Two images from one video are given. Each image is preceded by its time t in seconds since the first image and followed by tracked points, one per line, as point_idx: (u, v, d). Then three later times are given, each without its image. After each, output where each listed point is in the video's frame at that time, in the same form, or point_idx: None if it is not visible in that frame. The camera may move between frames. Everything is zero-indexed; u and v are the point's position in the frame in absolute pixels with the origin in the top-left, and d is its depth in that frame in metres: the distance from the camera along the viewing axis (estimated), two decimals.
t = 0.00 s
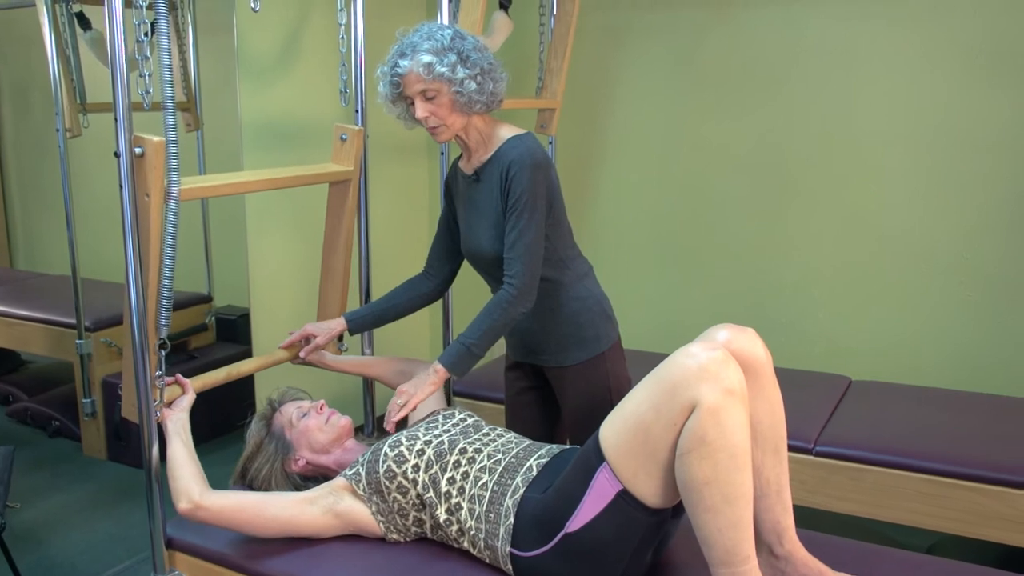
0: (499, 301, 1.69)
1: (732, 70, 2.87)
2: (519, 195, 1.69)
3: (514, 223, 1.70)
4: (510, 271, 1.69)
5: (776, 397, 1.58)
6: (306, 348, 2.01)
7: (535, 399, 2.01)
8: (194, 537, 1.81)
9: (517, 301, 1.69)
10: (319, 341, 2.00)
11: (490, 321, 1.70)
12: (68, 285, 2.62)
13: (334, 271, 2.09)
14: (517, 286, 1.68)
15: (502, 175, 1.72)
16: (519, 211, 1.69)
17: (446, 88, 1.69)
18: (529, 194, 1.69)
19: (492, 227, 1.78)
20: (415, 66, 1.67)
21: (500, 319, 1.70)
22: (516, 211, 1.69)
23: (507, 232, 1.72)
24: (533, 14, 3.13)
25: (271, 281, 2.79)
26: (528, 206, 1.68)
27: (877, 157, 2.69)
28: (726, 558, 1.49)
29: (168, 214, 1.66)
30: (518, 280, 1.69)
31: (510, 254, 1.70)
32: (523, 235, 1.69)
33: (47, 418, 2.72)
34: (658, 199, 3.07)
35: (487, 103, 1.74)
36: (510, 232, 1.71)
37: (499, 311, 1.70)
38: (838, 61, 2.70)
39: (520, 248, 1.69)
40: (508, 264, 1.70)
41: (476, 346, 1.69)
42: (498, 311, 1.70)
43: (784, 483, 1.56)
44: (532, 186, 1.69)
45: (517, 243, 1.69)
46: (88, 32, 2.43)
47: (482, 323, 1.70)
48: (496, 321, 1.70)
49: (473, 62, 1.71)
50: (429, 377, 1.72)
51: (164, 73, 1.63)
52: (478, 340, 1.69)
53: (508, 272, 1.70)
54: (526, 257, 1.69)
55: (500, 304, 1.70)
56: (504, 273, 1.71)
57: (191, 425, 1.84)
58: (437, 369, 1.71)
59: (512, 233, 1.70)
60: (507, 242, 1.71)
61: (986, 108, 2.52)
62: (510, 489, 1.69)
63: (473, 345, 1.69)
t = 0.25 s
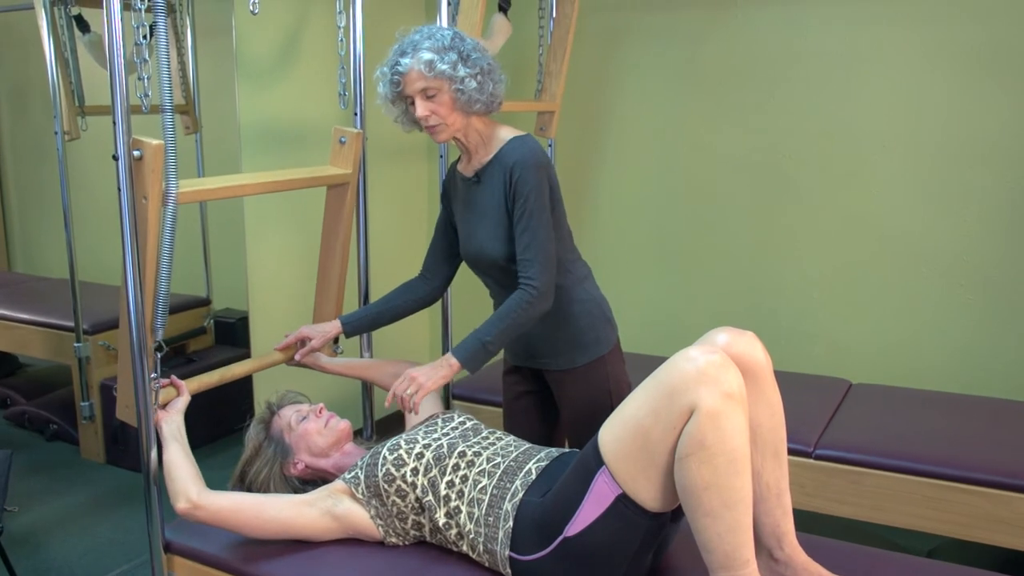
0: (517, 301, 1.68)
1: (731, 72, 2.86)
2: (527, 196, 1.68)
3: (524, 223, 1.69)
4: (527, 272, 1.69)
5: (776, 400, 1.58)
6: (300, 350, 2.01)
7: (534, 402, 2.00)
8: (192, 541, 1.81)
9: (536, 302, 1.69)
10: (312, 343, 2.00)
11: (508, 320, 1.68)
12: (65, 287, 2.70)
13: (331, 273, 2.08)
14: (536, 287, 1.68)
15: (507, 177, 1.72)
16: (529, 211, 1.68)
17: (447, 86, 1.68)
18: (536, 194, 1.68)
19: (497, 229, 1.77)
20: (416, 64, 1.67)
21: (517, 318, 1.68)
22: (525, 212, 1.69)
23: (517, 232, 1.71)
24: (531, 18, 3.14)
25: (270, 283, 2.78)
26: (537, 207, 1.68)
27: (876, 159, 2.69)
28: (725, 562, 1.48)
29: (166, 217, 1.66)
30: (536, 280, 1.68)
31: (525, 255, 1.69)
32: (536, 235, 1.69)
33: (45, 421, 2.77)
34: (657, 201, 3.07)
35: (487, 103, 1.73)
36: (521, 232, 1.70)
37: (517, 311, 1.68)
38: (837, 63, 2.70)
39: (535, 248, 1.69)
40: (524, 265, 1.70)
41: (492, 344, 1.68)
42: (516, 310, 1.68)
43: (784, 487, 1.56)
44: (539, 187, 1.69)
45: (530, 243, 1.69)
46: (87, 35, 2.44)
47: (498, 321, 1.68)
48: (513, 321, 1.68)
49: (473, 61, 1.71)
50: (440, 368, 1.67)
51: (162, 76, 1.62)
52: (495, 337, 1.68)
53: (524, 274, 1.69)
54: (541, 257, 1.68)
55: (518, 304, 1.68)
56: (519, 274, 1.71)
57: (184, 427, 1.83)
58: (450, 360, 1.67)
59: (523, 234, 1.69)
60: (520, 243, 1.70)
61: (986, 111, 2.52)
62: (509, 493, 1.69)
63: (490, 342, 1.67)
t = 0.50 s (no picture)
0: (536, 293, 1.66)
1: (732, 73, 2.86)
2: (539, 193, 1.67)
3: (539, 218, 1.68)
4: (546, 266, 1.67)
5: (777, 403, 1.57)
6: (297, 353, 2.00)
7: (534, 405, 1.99)
8: (189, 545, 1.80)
9: (556, 296, 1.67)
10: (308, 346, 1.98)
11: (526, 312, 1.66)
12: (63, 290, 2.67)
13: (327, 274, 2.08)
14: (557, 280, 1.66)
15: (515, 174, 1.71)
16: (542, 207, 1.67)
17: (456, 76, 1.69)
18: (547, 192, 1.67)
19: (505, 228, 1.75)
20: (425, 55, 1.68)
21: (535, 311, 1.66)
22: (537, 208, 1.67)
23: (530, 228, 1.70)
24: (531, 18, 3.13)
25: (269, 285, 2.77)
26: (549, 204, 1.67)
27: (877, 160, 2.68)
28: (726, 567, 1.47)
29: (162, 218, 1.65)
30: (556, 274, 1.67)
31: (542, 249, 1.68)
32: (551, 232, 1.67)
33: (41, 425, 2.74)
34: (658, 203, 3.06)
35: (494, 98, 1.73)
36: (535, 228, 1.69)
37: (536, 303, 1.66)
38: (838, 64, 2.70)
39: (553, 243, 1.67)
40: (541, 259, 1.68)
41: (507, 334, 1.66)
42: (535, 302, 1.66)
43: (785, 490, 1.55)
44: (549, 185, 1.68)
45: (543, 239, 1.68)
46: (83, 35, 2.43)
47: (516, 311, 1.66)
48: (531, 312, 1.66)
49: (481, 54, 1.74)
50: (450, 350, 1.64)
51: (160, 77, 1.61)
52: (511, 328, 1.66)
53: (542, 268, 1.67)
54: (557, 253, 1.67)
55: (538, 296, 1.66)
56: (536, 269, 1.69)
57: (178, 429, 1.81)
58: (461, 343, 1.65)
59: (538, 229, 1.68)
60: (535, 238, 1.68)
61: (987, 112, 2.51)
62: (509, 497, 1.68)
63: (505, 331, 1.66)
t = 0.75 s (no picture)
0: (532, 296, 1.62)
1: (734, 73, 2.83)
2: (541, 192, 1.64)
3: (538, 219, 1.64)
4: (543, 268, 1.63)
5: (784, 407, 1.54)
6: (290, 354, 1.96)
7: (536, 410, 1.96)
8: (181, 553, 1.76)
9: (552, 299, 1.63)
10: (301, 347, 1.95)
11: (521, 315, 1.62)
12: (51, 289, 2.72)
13: (320, 274, 2.03)
14: (553, 283, 1.63)
15: (517, 174, 1.67)
16: (542, 207, 1.64)
17: (456, 78, 1.65)
18: (550, 191, 1.64)
19: (505, 229, 1.72)
20: (424, 55, 1.64)
21: (530, 314, 1.62)
22: (538, 208, 1.64)
23: (529, 229, 1.66)
24: (530, 16, 3.10)
25: (263, 287, 2.73)
26: (550, 204, 1.64)
27: (880, 160, 2.66)
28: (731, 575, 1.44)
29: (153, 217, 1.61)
30: (553, 277, 1.63)
31: (540, 251, 1.64)
32: (549, 233, 1.64)
33: (30, 429, 2.78)
34: (658, 203, 3.03)
35: (496, 98, 1.69)
36: (534, 229, 1.65)
37: (532, 306, 1.62)
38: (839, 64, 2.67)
39: (551, 244, 1.64)
40: (538, 261, 1.64)
41: (502, 339, 1.62)
42: (531, 305, 1.62)
43: (792, 496, 1.52)
44: (553, 185, 1.65)
45: (544, 239, 1.64)
46: (73, 31, 2.38)
47: (511, 315, 1.62)
48: (526, 316, 1.62)
49: (483, 54, 1.69)
50: (442, 356, 1.61)
51: (151, 74, 1.57)
52: (506, 332, 1.62)
53: (538, 270, 1.64)
54: (555, 253, 1.64)
55: (534, 299, 1.62)
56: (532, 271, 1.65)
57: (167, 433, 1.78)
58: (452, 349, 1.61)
59: (537, 230, 1.64)
60: (533, 239, 1.64)
61: (988, 112, 2.49)
62: (508, 503, 1.64)
63: (499, 335, 1.61)
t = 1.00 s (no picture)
0: (488, 293, 1.58)
1: (734, 73, 2.82)
2: (523, 193, 1.62)
3: (514, 220, 1.62)
4: (505, 267, 1.59)
5: (786, 409, 1.52)
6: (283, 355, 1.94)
7: (539, 411, 1.94)
8: (178, 556, 1.74)
9: (508, 297, 1.59)
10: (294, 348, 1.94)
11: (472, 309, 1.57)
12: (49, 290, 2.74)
13: (317, 274, 2.01)
14: (510, 282, 1.59)
15: (507, 175, 1.66)
16: (522, 208, 1.62)
17: (452, 83, 1.63)
18: (534, 194, 1.62)
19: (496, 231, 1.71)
20: (421, 59, 1.62)
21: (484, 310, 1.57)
22: (519, 209, 1.62)
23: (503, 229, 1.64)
24: (531, 16, 3.08)
25: (262, 289, 2.72)
26: (532, 205, 1.62)
27: (880, 162, 2.65)
28: None
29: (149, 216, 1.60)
30: (511, 276, 1.59)
31: (505, 250, 1.61)
32: (520, 234, 1.61)
33: (25, 432, 2.78)
34: (658, 204, 3.02)
35: (494, 101, 1.68)
36: (507, 230, 1.63)
37: (487, 303, 1.57)
38: (839, 65, 2.66)
39: (518, 244, 1.60)
40: (502, 259, 1.60)
41: (449, 334, 1.56)
42: (486, 301, 1.57)
43: (794, 500, 1.50)
44: (538, 188, 1.63)
45: (513, 239, 1.61)
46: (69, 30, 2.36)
47: (463, 308, 1.57)
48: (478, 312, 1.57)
49: (480, 57, 1.67)
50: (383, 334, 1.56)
51: (148, 74, 1.56)
52: (454, 328, 1.56)
53: (500, 268, 1.60)
54: (519, 253, 1.60)
55: (490, 296, 1.58)
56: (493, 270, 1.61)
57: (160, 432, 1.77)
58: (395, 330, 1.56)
59: (510, 230, 1.62)
60: (504, 238, 1.62)
61: (988, 113, 2.49)
62: (508, 506, 1.63)
63: (448, 330, 1.56)
